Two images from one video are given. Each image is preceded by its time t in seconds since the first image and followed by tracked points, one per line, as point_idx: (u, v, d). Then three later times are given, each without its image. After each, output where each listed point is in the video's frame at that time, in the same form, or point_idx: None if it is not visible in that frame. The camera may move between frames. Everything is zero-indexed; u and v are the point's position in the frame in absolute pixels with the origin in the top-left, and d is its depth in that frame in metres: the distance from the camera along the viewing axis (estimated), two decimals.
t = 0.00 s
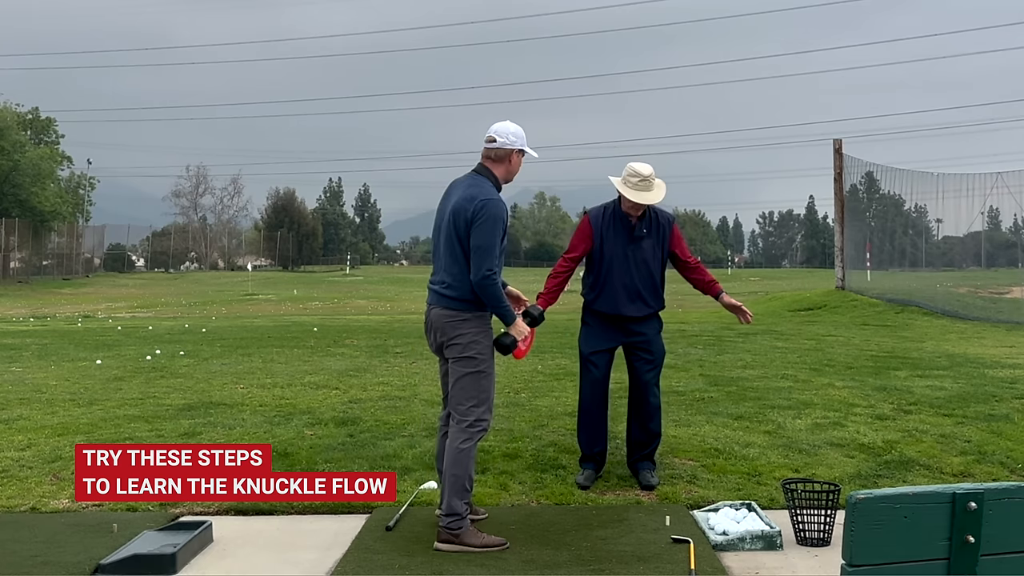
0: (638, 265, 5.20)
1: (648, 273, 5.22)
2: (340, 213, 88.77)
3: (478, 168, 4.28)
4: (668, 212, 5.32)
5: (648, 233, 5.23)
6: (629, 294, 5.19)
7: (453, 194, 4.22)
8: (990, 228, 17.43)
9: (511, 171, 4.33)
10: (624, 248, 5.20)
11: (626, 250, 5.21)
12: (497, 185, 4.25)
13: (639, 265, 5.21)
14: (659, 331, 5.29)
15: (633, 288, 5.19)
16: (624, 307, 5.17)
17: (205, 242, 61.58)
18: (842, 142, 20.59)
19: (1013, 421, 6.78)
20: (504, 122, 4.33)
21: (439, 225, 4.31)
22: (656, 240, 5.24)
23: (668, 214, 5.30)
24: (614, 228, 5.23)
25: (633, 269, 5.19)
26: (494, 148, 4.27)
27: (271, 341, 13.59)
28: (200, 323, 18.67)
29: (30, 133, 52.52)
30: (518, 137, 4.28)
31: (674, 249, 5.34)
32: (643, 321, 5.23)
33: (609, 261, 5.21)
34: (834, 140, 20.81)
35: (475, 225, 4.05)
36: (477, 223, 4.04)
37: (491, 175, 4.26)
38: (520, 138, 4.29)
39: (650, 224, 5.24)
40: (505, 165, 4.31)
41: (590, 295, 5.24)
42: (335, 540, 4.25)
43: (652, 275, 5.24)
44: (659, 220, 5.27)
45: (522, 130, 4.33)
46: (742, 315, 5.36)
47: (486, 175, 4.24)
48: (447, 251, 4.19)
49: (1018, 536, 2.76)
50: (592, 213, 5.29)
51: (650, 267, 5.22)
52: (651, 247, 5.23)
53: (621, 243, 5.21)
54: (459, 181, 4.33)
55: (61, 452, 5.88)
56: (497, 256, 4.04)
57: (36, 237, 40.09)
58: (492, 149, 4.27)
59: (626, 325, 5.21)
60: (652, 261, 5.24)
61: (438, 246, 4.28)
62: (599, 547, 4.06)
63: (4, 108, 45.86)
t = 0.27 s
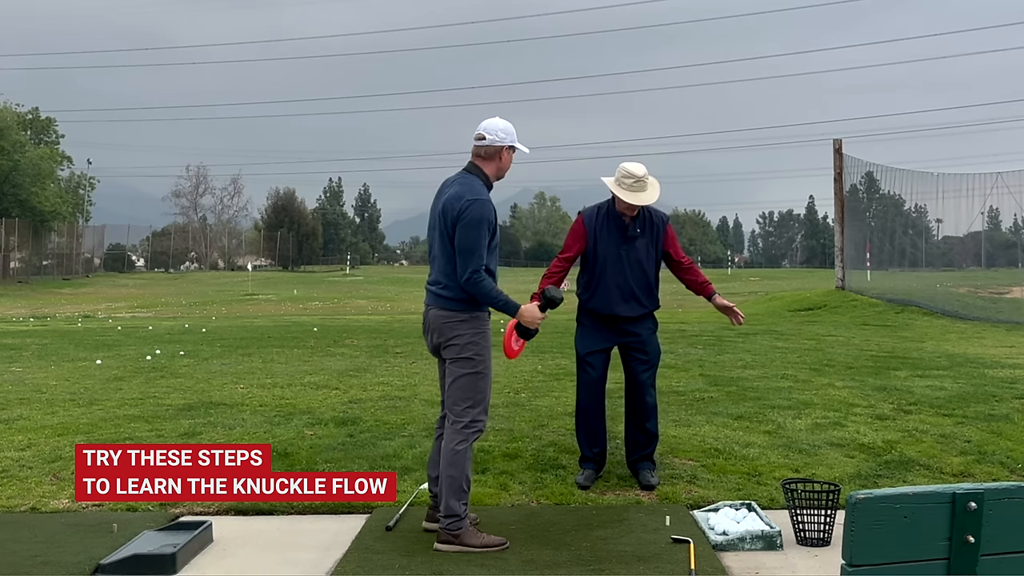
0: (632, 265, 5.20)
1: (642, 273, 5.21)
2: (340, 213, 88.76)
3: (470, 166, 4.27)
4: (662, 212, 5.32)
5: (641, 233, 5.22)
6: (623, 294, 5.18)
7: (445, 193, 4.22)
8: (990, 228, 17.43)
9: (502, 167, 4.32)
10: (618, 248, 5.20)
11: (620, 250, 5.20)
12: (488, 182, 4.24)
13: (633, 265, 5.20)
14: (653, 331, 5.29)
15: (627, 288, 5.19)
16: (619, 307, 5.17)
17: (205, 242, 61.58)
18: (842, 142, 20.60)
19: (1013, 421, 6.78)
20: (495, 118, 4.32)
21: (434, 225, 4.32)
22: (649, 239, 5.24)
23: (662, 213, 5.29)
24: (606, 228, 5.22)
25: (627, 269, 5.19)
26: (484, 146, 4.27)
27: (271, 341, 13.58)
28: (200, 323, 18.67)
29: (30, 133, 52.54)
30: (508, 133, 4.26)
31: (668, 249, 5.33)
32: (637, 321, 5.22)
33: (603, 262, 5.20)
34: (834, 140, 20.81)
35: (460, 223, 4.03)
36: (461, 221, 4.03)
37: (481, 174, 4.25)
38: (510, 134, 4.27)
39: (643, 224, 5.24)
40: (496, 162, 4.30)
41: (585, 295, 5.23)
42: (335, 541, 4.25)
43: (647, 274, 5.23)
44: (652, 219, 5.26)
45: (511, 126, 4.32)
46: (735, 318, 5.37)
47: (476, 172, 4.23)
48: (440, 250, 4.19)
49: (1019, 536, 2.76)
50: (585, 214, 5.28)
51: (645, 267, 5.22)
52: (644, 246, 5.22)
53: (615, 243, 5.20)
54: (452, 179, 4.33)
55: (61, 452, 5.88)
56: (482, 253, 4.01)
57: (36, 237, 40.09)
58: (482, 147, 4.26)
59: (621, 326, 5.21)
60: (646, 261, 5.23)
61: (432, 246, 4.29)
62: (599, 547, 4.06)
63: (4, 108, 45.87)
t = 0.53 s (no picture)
0: (630, 266, 5.20)
1: (641, 273, 5.21)
2: (340, 213, 88.75)
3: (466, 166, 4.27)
4: (660, 212, 5.32)
5: (639, 233, 5.22)
6: (622, 295, 5.18)
7: (439, 193, 4.20)
8: (990, 228, 17.43)
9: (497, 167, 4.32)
10: (616, 248, 5.19)
11: (618, 250, 5.20)
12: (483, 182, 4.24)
13: (631, 264, 5.20)
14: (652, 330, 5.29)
15: (625, 288, 5.18)
16: (617, 305, 5.16)
17: (205, 242, 61.58)
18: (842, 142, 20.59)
19: (1013, 421, 6.78)
20: (490, 117, 4.32)
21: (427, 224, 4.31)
22: (648, 239, 5.24)
23: (661, 213, 5.29)
24: (604, 227, 5.23)
25: (625, 268, 5.19)
26: (480, 145, 4.26)
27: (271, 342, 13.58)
28: (200, 323, 18.67)
29: (30, 134, 52.54)
30: (503, 132, 4.26)
31: (667, 249, 5.33)
32: (636, 320, 5.22)
33: (601, 262, 5.20)
34: (833, 139, 20.80)
35: (456, 222, 4.03)
36: (456, 221, 4.03)
37: (476, 173, 4.25)
38: (506, 134, 4.27)
39: (641, 224, 5.24)
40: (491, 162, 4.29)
41: (584, 295, 5.23)
42: (335, 540, 4.25)
43: (645, 274, 5.22)
44: (650, 219, 5.27)
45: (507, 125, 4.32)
46: (734, 317, 5.37)
47: (470, 171, 4.23)
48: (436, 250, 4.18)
49: (1019, 536, 2.76)
50: (583, 213, 5.28)
51: (643, 267, 5.21)
52: (643, 246, 5.22)
53: (613, 243, 5.20)
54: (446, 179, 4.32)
55: (61, 452, 5.88)
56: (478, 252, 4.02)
57: (36, 237, 40.08)
58: (478, 146, 4.26)
59: (620, 325, 5.21)
60: (644, 261, 5.23)
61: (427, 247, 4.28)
62: (599, 547, 4.06)
63: (4, 108, 45.85)
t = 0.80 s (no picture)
0: (631, 266, 5.20)
1: (640, 273, 5.21)
2: (340, 213, 88.80)
3: (463, 167, 4.25)
4: (661, 212, 5.31)
5: (639, 233, 5.22)
6: (622, 295, 5.18)
7: (432, 193, 4.18)
8: (990, 228, 17.43)
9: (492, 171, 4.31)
10: (616, 248, 5.19)
11: (618, 250, 5.20)
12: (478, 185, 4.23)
13: (631, 265, 5.20)
14: (652, 331, 5.28)
15: (624, 288, 5.18)
16: (616, 306, 5.16)
17: (205, 242, 61.56)
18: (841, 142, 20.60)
19: (1013, 421, 6.78)
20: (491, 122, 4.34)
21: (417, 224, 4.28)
22: (648, 239, 5.24)
23: (661, 213, 5.29)
24: (603, 227, 5.23)
25: (624, 269, 5.19)
26: (480, 147, 4.26)
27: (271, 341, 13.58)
28: (199, 323, 18.67)
29: (31, 134, 52.54)
30: (505, 139, 4.29)
31: (667, 249, 5.33)
32: (635, 321, 5.22)
33: (601, 261, 5.20)
34: (833, 139, 20.81)
35: (454, 225, 4.00)
36: (455, 224, 3.99)
37: (472, 175, 4.24)
38: (506, 142, 4.29)
39: (642, 224, 5.24)
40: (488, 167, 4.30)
41: (584, 295, 5.23)
42: (335, 541, 4.25)
43: (645, 274, 5.22)
44: (650, 219, 5.27)
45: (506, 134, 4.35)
46: (737, 317, 5.37)
47: (467, 173, 4.22)
48: (429, 254, 4.13)
49: (1019, 536, 2.76)
50: (583, 213, 5.28)
51: (643, 267, 5.21)
52: (643, 246, 5.22)
53: (613, 243, 5.20)
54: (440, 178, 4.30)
55: (61, 452, 5.88)
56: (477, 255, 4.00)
57: (36, 237, 40.08)
58: (479, 148, 4.26)
59: (619, 325, 5.21)
60: (645, 261, 5.23)
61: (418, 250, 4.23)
62: (599, 547, 4.06)
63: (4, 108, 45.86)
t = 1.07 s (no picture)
0: (631, 266, 5.19)
1: (641, 273, 5.21)
2: (340, 213, 88.84)
3: (459, 173, 4.25)
4: (662, 212, 5.30)
5: (639, 233, 5.21)
6: (622, 295, 5.18)
7: (425, 194, 4.18)
8: (990, 228, 17.43)
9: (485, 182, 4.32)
10: (616, 248, 5.20)
11: (619, 250, 5.20)
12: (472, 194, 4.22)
13: (632, 265, 5.19)
14: (652, 331, 5.28)
15: (624, 288, 5.18)
16: (616, 305, 5.16)
17: (205, 242, 61.58)
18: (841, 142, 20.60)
19: (1013, 421, 6.78)
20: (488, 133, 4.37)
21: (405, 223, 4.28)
22: (648, 239, 5.23)
23: (662, 213, 5.27)
24: (603, 227, 5.23)
25: (625, 268, 5.19)
26: (478, 156, 4.27)
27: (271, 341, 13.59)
28: (200, 323, 18.68)
29: (31, 134, 52.55)
30: (501, 152, 4.31)
31: (667, 249, 5.32)
32: (636, 320, 5.22)
33: (601, 262, 5.20)
34: (833, 139, 20.81)
35: (444, 230, 3.98)
36: (445, 229, 3.97)
37: (467, 181, 4.23)
38: (501, 154, 4.31)
39: (642, 224, 5.23)
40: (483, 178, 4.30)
41: (584, 295, 5.24)
42: (335, 541, 4.25)
43: (645, 274, 5.22)
44: (651, 219, 5.25)
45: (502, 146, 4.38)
46: (739, 318, 5.37)
47: (462, 178, 4.22)
48: (416, 255, 4.12)
49: (1019, 536, 2.76)
50: (583, 214, 5.29)
51: (643, 267, 5.21)
52: (643, 246, 5.21)
53: (613, 243, 5.20)
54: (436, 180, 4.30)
55: (61, 452, 5.88)
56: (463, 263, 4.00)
57: (36, 237, 40.10)
58: (477, 157, 4.26)
59: (620, 325, 5.21)
60: (645, 261, 5.23)
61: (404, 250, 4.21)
62: (599, 547, 4.06)
63: (4, 108, 45.89)
